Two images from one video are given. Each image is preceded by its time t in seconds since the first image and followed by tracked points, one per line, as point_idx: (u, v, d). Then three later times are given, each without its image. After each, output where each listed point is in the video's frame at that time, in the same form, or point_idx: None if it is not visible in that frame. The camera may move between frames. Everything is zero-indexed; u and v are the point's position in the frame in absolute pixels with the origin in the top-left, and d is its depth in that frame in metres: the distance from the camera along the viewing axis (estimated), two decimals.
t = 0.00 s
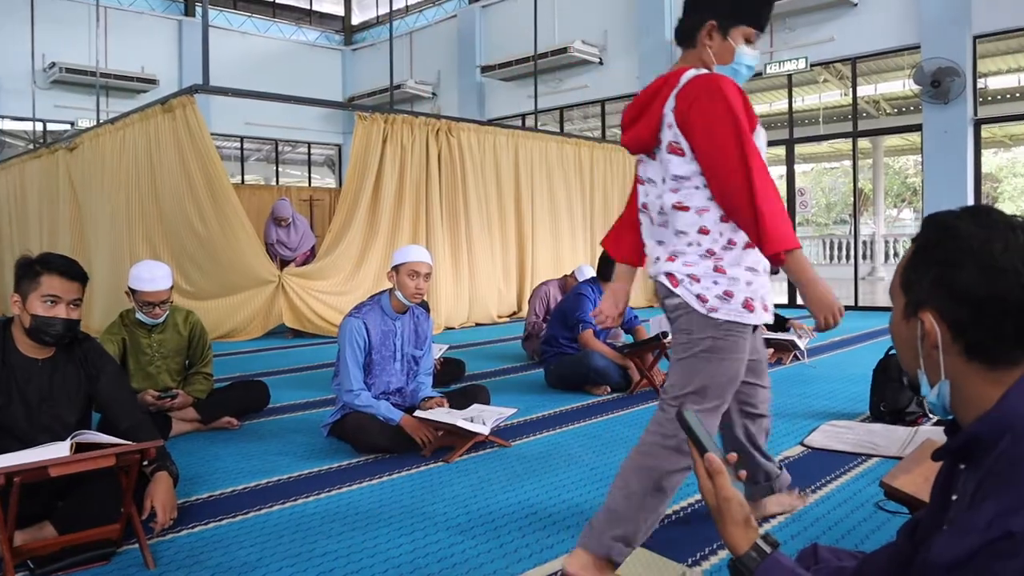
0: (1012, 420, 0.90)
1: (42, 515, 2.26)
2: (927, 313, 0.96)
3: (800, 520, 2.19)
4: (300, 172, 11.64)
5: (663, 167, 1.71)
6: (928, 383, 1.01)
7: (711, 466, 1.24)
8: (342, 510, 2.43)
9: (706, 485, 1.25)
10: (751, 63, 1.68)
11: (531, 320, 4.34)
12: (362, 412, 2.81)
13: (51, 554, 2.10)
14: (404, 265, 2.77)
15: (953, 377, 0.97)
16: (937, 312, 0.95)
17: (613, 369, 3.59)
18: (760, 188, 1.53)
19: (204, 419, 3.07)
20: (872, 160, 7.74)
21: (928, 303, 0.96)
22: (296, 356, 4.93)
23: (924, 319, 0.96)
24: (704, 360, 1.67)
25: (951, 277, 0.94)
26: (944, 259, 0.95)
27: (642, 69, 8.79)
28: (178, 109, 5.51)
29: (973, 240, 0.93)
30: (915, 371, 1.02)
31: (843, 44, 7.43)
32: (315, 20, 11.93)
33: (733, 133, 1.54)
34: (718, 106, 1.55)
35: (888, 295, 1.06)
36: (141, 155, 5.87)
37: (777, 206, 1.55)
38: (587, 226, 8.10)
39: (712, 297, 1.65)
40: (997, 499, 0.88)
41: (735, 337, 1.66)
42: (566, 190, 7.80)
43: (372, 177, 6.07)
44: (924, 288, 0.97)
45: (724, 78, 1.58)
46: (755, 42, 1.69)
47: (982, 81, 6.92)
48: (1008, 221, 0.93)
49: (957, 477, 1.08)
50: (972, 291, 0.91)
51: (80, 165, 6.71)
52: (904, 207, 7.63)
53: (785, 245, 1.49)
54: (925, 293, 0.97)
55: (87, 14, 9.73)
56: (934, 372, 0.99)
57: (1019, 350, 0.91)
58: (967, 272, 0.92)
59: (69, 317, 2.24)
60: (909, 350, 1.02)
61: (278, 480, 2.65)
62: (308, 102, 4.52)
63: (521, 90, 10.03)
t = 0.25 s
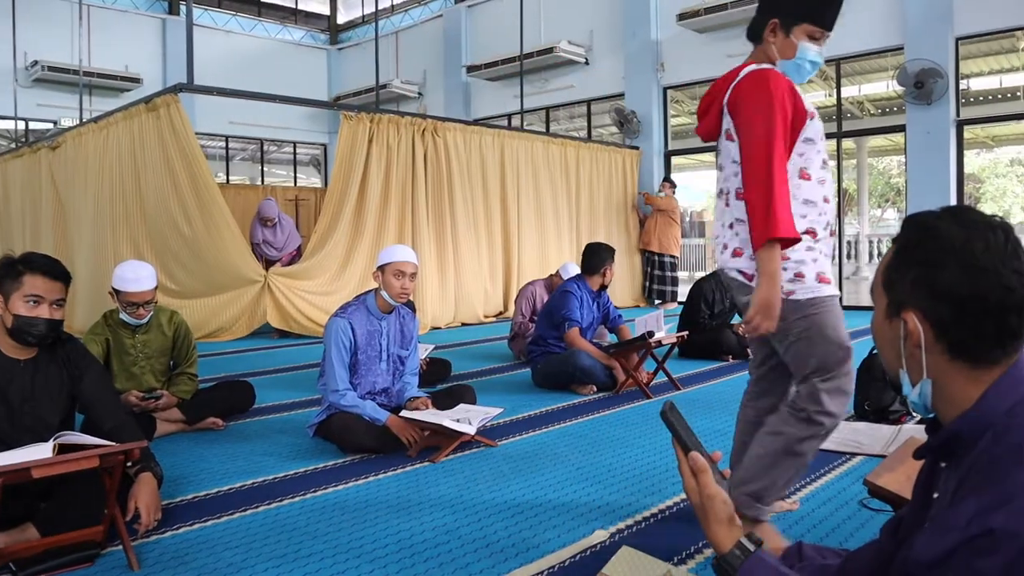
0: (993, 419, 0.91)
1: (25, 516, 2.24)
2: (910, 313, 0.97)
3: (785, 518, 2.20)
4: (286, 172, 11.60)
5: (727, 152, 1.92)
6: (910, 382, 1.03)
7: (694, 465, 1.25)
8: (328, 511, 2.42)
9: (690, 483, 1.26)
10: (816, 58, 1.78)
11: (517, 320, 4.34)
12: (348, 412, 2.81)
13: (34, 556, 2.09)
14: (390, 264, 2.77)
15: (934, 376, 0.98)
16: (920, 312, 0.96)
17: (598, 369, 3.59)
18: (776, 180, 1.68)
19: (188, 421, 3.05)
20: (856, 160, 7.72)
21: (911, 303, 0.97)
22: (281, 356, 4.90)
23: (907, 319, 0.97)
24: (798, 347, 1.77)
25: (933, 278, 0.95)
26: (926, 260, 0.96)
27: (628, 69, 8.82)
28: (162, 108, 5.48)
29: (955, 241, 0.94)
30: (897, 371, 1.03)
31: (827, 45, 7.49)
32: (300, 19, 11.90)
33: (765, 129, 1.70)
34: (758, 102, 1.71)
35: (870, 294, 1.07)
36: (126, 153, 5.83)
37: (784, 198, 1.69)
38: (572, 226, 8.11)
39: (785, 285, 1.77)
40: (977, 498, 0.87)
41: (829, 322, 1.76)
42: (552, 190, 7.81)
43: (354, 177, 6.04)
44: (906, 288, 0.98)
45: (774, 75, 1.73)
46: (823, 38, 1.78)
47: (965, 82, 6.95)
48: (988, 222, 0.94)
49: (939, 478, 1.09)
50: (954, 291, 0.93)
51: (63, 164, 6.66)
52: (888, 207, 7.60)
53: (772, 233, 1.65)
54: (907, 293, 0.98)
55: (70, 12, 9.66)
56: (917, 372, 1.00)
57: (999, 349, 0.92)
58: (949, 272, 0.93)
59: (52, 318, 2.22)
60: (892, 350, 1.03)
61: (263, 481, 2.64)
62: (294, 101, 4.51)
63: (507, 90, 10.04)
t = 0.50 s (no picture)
0: (983, 419, 0.92)
1: (18, 517, 2.24)
2: (900, 312, 0.98)
3: (778, 518, 2.20)
4: (279, 171, 11.58)
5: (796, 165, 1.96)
6: (901, 381, 1.04)
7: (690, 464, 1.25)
8: (322, 511, 2.42)
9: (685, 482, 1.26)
10: (882, 58, 1.79)
11: (510, 320, 4.35)
12: (341, 413, 2.81)
13: (27, 557, 2.08)
14: (383, 264, 2.77)
15: (924, 376, 0.99)
16: (911, 312, 0.97)
17: (592, 368, 3.60)
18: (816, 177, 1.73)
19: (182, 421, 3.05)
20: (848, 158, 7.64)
21: (903, 302, 0.98)
22: (274, 356, 4.90)
23: (898, 318, 0.98)
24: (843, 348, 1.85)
25: (924, 277, 0.95)
26: (919, 260, 0.96)
27: (620, 69, 8.83)
28: (155, 108, 5.47)
29: (946, 241, 0.94)
30: (889, 371, 1.04)
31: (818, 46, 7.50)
32: (293, 19, 11.88)
33: (804, 127, 1.76)
34: (801, 102, 1.78)
35: (861, 294, 1.07)
36: (119, 153, 5.82)
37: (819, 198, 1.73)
38: (566, 226, 8.12)
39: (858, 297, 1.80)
40: (969, 497, 0.87)
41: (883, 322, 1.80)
42: (545, 191, 7.83)
43: (345, 176, 6.04)
44: (898, 287, 0.98)
45: (825, 76, 1.78)
46: (889, 38, 1.79)
47: (957, 83, 6.98)
48: (979, 222, 0.95)
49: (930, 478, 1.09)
50: (944, 291, 0.93)
51: (55, 165, 6.64)
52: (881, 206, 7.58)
53: (798, 236, 1.70)
54: (898, 293, 0.98)
55: (62, 11, 9.63)
56: (907, 372, 1.01)
57: (989, 349, 0.92)
58: (942, 271, 0.93)
59: (45, 318, 2.22)
60: (884, 349, 1.03)
61: (257, 481, 2.65)
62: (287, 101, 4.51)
63: (500, 90, 10.04)
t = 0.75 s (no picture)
0: (978, 416, 0.92)
1: (12, 518, 2.23)
2: (892, 309, 0.98)
3: (771, 518, 2.20)
4: (274, 171, 11.56)
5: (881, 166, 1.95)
6: (896, 379, 1.04)
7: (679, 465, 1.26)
8: (317, 511, 2.42)
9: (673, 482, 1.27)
10: (924, 32, 1.80)
11: (505, 320, 4.36)
12: (336, 413, 2.81)
13: (21, 557, 2.06)
14: (378, 264, 2.78)
15: (918, 373, 0.99)
16: (902, 309, 0.97)
17: (586, 368, 3.60)
18: (847, 168, 1.81)
19: (177, 422, 3.05)
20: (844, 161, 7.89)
21: (893, 300, 0.98)
22: (269, 356, 4.90)
23: (890, 316, 0.98)
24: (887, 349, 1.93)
25: (913, 274, 0.96)
26: (907, 258, 0.97)
27: (616, 69, 8.84)
28: (149, 108, 5.46)
29: (936, 238, 0.96)
30: (884, 369, 1.05)
31: (813, 46, 7.51)
32: (288, 18, 11.86)
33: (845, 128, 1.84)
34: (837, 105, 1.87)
35: (855, 295, 1.09)
36: (113, 153, 5.81)
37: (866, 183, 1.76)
38: (561, 225, 8.13)
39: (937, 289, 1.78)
40: (957, 496, 0.87)
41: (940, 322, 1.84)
42: (540, 191, 7.83)
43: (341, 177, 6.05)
44: (888, 287, 0.99)
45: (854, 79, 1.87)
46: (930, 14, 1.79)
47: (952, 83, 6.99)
48: (969, 219, 0.96)
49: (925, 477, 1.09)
50: (935, 286, 0.94)
51: (49, 164, 6.63)
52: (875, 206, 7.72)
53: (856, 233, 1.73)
54: (888, 291, 0.99)
55: (56, 10, 9.60)
56: (901, 369, 1.02)
57: (981, 344, 0.93)
58: (930, 268, 0.95)
59: (38, 317, 2.22)
60: (878, 348, 1.04)
61: (252, 481, 2.65)
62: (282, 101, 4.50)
63: (495, 89, 10.04)
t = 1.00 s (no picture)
0: (976, 413, 0.93)
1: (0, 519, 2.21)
2: (896, 306, 0.98)
3: (764, 516, 2.21)
4: (264, 171, 11.52)
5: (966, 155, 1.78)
6: (895, 376, 1.04)
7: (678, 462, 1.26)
8: (309, 511, 2.41)
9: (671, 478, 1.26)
10: (986, 29, 1.62)
11: (496, 320, 4.35)
12: (327, 413, 2.80)
13: (9, 559, 2.05)
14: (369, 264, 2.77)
15: (920, 370, 0.99)
16: (907, 304, 0.97)
17: (578, 367, 3.61)
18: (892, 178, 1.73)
19: (167, 422, 3.04)
20: (834, 162, 7.85)
21: (898, 296, 0.98)
22: (260, 356, 4.88)
23: (894, 312, 0.98)
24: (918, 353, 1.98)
25: (918, 270, 0.96)
26: (911, 254, 0.97)
27: (607, 69, 8.86)
28: (139, 107, 5.45)
29: (940, 233, 0.96)
30: (885, 366, 1.05)
31: (803, 47, 7.55)
32: (279, 18, 11.83)
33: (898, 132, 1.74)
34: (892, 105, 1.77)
35: (856, 292, 1.08)
36: (101, 152, 5.79)
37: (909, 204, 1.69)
38: (552, 226, 8.14)
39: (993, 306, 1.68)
40: (955, 491, 0.87)
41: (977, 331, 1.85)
42: (531, 191, 7.84)
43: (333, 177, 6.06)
44: (892, 282, 0.99)
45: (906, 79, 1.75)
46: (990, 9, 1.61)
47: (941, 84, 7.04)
48: (972, 216, 0.97)
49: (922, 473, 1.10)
50: (938, 282, 0.94)
51: (37, 164, 6.59)
52: (865, 208, 7.82)
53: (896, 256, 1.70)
54: (892, 287, 0.99)
55: (45, 9, 9.55)
56: (903, 366, 1.01)
57: (983, 341, 0.93)
58: (934, 264, 0.95)
59: (27, 317, 2.20)
60: (880, 345, 1.04)
61: (244, 481, 2.64)
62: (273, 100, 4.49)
63: (486, 90, 10.05)
